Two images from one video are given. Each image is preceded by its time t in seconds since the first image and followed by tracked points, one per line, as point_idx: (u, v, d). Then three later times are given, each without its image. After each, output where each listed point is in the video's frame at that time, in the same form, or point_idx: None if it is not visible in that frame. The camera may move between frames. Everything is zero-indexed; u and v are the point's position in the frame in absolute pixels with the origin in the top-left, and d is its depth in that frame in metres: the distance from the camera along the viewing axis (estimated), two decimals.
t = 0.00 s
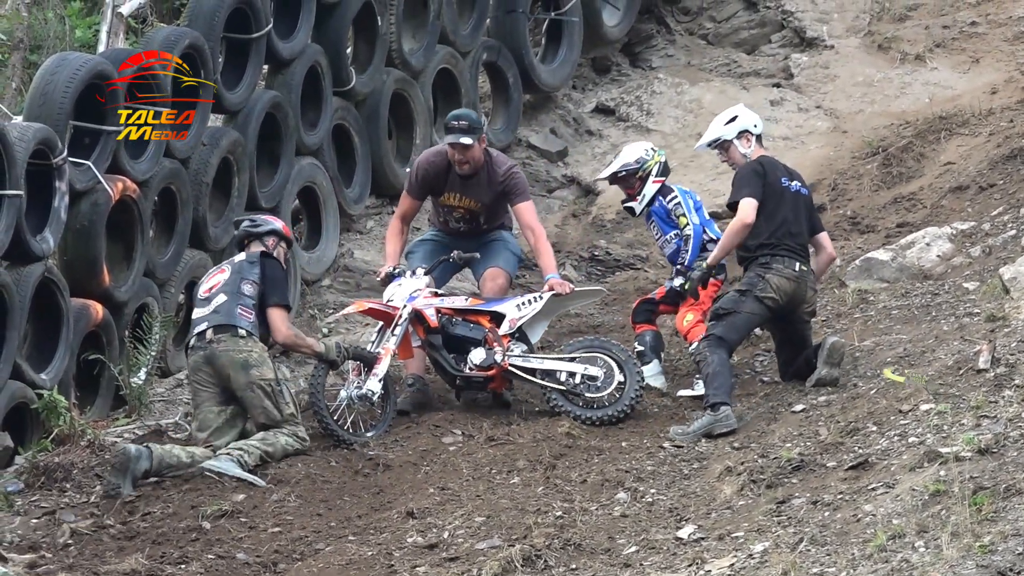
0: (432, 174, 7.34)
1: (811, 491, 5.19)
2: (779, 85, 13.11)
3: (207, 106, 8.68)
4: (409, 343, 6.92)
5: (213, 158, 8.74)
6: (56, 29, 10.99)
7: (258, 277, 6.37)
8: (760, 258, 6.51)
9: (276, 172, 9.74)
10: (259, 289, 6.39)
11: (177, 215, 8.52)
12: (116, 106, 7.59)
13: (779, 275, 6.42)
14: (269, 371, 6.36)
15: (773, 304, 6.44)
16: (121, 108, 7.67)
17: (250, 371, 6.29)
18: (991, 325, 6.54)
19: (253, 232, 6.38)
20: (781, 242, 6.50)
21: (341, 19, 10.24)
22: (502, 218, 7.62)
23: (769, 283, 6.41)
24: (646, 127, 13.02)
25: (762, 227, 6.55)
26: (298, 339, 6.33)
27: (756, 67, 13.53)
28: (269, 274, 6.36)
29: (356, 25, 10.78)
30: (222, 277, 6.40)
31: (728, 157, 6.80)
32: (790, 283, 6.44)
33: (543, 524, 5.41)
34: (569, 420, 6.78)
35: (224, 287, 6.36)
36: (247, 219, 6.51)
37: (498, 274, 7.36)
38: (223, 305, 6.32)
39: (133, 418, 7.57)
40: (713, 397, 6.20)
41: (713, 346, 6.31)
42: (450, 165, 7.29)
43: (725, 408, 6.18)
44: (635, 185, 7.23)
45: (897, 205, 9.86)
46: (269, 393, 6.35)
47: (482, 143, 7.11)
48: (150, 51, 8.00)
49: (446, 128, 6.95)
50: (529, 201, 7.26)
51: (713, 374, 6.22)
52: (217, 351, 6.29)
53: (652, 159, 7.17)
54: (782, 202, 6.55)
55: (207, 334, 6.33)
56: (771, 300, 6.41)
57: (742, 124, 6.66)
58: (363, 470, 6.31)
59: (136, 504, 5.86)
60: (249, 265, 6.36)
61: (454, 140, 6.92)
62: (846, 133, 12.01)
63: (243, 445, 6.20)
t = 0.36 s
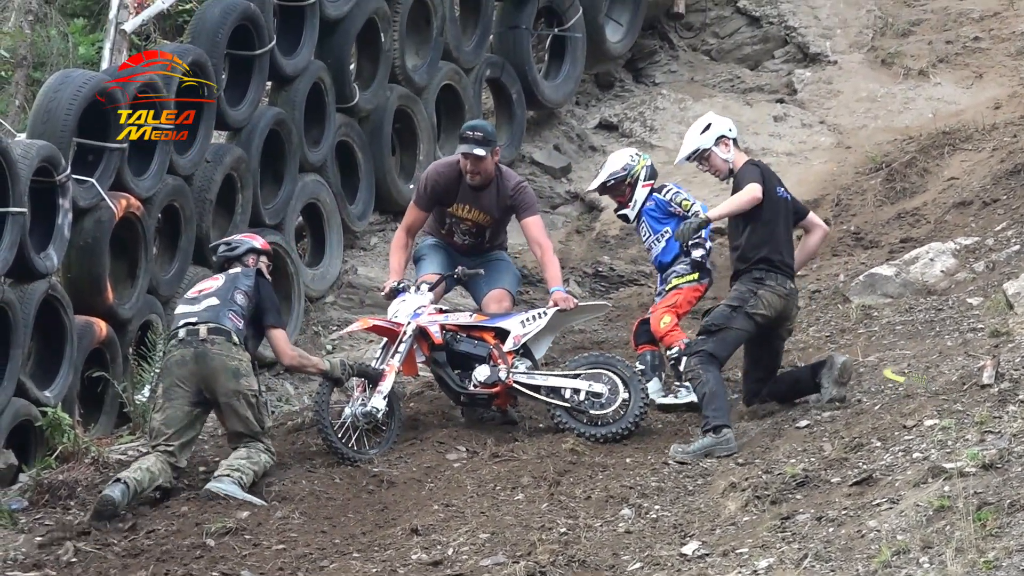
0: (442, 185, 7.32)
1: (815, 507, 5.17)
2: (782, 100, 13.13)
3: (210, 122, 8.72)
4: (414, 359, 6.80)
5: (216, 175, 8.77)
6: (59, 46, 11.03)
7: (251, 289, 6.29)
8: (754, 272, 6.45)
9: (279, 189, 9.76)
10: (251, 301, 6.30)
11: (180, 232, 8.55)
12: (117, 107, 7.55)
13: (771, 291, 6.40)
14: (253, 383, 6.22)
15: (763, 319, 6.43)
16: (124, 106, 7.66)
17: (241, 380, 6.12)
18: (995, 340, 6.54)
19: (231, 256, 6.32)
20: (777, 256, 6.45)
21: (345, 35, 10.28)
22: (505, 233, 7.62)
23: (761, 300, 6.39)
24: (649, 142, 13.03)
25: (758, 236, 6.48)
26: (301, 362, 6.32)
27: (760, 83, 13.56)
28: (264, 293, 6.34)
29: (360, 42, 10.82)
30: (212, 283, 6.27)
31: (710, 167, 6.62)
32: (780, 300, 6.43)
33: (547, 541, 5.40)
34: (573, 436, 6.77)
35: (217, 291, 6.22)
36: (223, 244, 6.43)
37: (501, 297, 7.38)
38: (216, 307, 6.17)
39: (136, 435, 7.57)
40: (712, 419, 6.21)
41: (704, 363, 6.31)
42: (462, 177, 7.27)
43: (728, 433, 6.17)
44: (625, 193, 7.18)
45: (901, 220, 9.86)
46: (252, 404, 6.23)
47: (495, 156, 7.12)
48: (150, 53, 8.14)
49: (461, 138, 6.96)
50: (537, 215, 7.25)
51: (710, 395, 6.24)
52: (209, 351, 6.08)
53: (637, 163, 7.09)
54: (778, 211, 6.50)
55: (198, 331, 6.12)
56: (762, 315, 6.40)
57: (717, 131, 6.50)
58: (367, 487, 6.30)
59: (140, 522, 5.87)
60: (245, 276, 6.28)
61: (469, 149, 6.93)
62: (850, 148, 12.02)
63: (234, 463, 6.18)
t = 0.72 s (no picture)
0: (408, 207, 7.28)
1: (818, 520, 5.17)
2: (786, 114, 13.15)
3: (213, 136, 8.75)
4: (409, 373, 6.78)
5: (219, 189, 8.79)
6: (63, 61, 11.06)
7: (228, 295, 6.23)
8: (727, 304, 6.35)
9: (283, 203, 9.77)
10: (227, 308, 6.24)
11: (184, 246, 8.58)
12: (116, 106, 7.58)
13: (744, 324, 6.29)
14: (229, 391, 6.17)
15: (735, 352, 6.30)
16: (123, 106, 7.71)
17: (214, 388, 6.07)
18: (998, 353, 6.54)
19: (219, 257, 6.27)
20: (753, 290, 6.34)
21: (348, 50, 10.32)
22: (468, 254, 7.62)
23: (734, 332, 6.27)
24: (652, 156, 13.04)
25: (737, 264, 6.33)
26: (291, 368, 6.27)
27: (763, 97, 13.58)
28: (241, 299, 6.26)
29: (363, 56, 10.85)
30: (190, 287, 6.20)
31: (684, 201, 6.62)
32: (752, 333, 6.31)
33: (550, 554, 5.40)
34: (576, 450, 6.77)
35: (194, 296, 6.16)
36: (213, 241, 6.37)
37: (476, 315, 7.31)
38: (193, 313, 6.11)
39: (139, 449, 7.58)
40: (693, 450, 6.01)
41: (681, 398, 6.14)
42: (428, 199, 7.25)
43: (713, 459, 5.98)
44: (622, 213, 7.21)
45: (904, 233, 9.86)
46: (227, 413, 6.15)
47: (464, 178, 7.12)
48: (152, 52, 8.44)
49: (431, 161, 6.94)
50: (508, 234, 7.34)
51: (691, 427, 6.04)
52: (184, 359, 6.04)
53: (630, 182, 7.12)
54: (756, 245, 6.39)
55: (174, 337, 6.07)
56: (734, 347, 6.27)
57: (693, 166, 6.45)
58: (371, 500, 6.30)
59: (143, 537, 5.87)
60: (223, 282, 6.22)
61: (438, 173, 6.95)
62: (853, 162, 12.03)
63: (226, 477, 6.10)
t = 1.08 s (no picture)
0: (401, 220, 7.25)
1: (828, 527, 5.17)
2: (795, 121, 13.16)
3: (222, 143, 8.80)
4: (412, 381, 6.85)
5: (229, 197, 8.83)
6: (72, 68, 11.11)
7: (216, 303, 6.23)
8: (725, 311, 6.31)
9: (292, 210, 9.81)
10: (214, 316, 6.24)
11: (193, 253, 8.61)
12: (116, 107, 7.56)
13: (742, 330, 6.23)
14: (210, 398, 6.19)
15: (734, 360, 6.24)
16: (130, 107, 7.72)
17: (197, 397, 6.10)
18: (1008, 360, 6.54)
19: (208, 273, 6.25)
20: (750, 298, 6.29)
21: (357, 57, 10.35)
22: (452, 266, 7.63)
23: (732, 338, 6.21)
24: (662, 163, 13.05)
25: (732, 272, 6.32)
26: (283, 376, 6.22)
27: (772, 103, 13.58)
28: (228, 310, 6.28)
29: (372, 64, 10.89)
30: (178, 293, 6.21)
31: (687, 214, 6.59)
32: (751, 340, 6.25)
33: (560, 561, 5.42)
34: (585, 457, 6.78)
35: (182, 301, 6.15)
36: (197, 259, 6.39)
37: (469, 313, 7.38)
38: (179, 318, 6.09)
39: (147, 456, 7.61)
40: (698, 458, 6.01)
41: (685, 406, 6.14)
42: (422, 213, 7.23)
43: (719, 469, 5.98)
44: (639, 213, 7.36)
45: (914, 240, 9.85)
46: (205, 419, 6.17)
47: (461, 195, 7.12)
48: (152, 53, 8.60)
49: (431, 177, 6.93)
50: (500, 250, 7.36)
51: (693, 436, 6.05)
52: (169, 365, 6.04)
53: (648, 184, 7.27)
54: (753, 254, 6.36)
55: (160, 343, 6.05)
56: (733, 355, 6.21)
57: (695, 177, 6.45)
58: (380, 507, 6.32)
59: (153, 544, 5.90)
60: (212, 291, 6.22)
61: (437, 189, 6.92)
62: (862, 168, 12.02)
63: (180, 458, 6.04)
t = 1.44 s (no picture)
0: (405, 222, 7.22)
1: (838, 528, 5.18)
2: (805, 122, 13.15)
3: (232, 144, 8.83)
4: (420, 382, 6.85)
5: (238, 198, 8.86)
6: (82, 69, 11.15)
7: (226, 299, 6.23)
8: (731, 316, 6.40)
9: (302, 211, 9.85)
10: (223, 312, 6.24)
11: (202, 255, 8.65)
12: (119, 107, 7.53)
13: (750, 333, 6.31)
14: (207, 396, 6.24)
15: (747, 362, 6.32)
16: (140, 107, 7.73)
17: (195, 395, 6.14)
18: (1018, 361, 6.53)
19: (215, 262, 6.23)
20: (752, 300, 6.38)
21: (367, 58, 10.38)
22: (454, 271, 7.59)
23: (740, 342, 6.29)
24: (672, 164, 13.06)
25: (726, 276, 6.46)
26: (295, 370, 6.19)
27: (782, 105, 13.58)
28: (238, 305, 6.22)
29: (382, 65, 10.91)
30: (189, 288, 6.21)
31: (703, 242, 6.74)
32: (762, 342, 6.33)
33: (570, 562, 5.43)
34: (595, 459, 6.79)
35: (190, 296, 6.16)
36: (206, 248, 6.32)
37: (468, 314, 7.33)
38: (186, 313, 6.11)
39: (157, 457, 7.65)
40: (705, 458, 6.04)
41: (702, 411, 6.14)
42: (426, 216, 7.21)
43: (723, 469, 6.02)
44: (654, 205, 7.33)
45: (924, 241, 9.84)
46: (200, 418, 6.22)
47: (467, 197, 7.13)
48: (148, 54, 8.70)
49: (438, 177, 6.95)
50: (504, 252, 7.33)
51: (706, 438, 6.06)
52: (172, 361, 6.06)
53: (667, 176, 7.25)
54: (748, 259, 6.47)
55: (165, 338, 6.07)
56: (744, 357, 6.29)
57: (707, 210, 6.70)
58: (390, 509, 6.34)
59: (164, 545, 5.92)
60: (222, 286, 6.24)
61: (443, 189, 6.94)
62: (872, 169, 12.00)
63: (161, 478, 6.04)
